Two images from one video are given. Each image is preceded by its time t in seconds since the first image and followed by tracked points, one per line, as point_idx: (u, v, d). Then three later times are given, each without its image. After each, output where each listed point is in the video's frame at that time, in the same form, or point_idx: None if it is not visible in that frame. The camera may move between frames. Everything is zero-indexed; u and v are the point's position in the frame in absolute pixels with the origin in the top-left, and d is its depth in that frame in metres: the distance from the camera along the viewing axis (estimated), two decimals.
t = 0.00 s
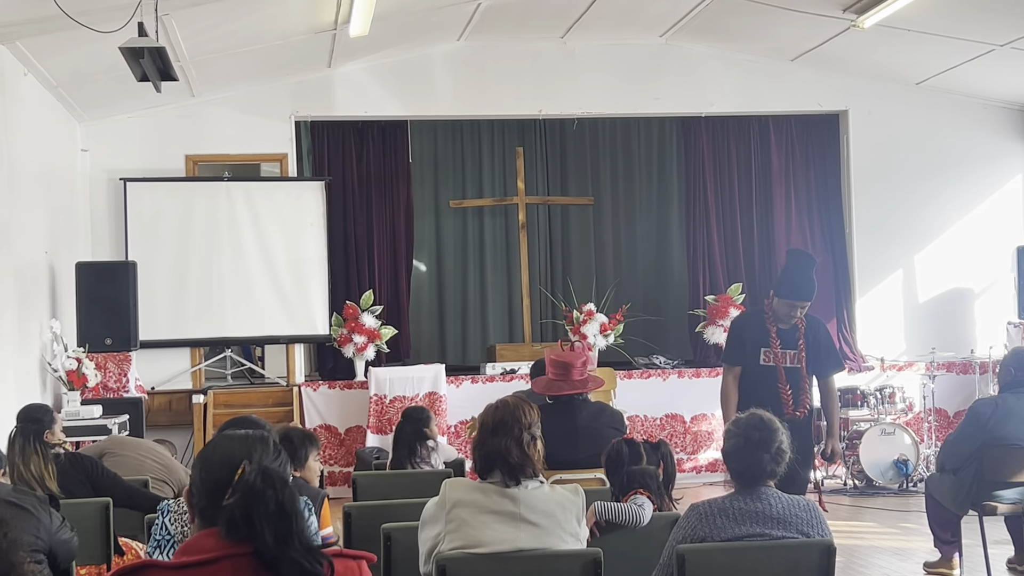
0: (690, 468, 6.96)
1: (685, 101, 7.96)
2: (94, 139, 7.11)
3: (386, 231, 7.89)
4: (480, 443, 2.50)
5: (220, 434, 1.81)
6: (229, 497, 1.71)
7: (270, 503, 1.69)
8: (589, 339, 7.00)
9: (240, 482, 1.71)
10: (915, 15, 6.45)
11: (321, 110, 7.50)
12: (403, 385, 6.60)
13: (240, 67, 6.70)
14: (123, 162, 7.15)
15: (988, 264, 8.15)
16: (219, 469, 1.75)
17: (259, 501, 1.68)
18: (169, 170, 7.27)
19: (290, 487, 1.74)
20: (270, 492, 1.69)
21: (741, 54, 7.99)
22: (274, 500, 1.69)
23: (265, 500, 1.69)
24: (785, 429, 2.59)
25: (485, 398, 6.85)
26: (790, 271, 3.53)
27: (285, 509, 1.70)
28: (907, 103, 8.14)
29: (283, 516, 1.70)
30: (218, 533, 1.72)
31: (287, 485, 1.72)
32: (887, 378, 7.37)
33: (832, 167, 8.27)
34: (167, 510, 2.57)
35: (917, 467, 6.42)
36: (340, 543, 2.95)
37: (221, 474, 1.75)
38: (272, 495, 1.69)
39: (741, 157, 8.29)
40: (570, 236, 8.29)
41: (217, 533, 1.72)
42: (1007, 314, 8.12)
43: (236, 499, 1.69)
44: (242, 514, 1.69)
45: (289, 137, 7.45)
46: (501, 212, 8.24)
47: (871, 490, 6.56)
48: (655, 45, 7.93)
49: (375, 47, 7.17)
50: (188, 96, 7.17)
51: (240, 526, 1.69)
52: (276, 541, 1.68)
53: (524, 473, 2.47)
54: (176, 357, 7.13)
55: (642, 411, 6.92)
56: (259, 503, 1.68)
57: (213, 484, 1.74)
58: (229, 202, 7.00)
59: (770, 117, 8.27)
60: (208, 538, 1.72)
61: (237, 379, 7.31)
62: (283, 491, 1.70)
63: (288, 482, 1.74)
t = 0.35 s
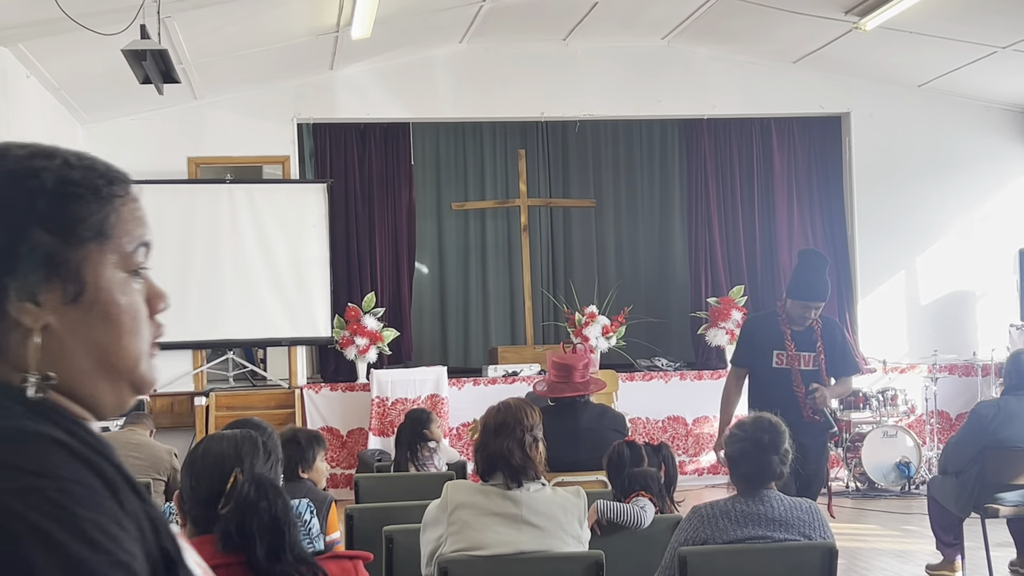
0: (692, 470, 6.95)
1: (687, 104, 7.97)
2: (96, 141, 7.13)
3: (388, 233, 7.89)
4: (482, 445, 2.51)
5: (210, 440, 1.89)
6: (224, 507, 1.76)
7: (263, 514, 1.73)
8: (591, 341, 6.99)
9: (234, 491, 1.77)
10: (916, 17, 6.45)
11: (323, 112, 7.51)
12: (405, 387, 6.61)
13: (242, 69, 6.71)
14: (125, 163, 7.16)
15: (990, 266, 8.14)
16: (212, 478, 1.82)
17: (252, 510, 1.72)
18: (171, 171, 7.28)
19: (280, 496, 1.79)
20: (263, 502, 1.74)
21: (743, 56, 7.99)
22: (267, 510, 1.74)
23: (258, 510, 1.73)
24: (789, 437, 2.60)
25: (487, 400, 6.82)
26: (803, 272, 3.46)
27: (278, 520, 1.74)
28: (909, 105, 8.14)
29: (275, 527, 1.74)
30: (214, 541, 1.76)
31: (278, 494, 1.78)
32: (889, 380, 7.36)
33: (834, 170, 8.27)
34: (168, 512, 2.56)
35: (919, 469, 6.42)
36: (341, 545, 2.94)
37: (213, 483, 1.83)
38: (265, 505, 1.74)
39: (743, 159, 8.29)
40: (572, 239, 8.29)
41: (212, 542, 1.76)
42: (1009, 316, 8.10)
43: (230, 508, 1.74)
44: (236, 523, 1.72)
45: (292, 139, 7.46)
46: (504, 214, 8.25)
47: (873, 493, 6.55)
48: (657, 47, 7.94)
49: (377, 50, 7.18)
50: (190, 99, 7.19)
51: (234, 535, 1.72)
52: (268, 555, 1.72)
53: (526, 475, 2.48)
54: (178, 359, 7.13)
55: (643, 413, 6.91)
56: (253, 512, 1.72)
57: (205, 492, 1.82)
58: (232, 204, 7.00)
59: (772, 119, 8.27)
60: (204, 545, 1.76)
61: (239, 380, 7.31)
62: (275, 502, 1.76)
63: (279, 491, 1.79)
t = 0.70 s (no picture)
0: (694, 473, 6.94)
1: (688, 107, 7.98)
2: (97, 144, 7.13)
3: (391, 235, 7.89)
4: (485, 448, 2.53)
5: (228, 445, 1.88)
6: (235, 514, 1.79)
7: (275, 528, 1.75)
8: (594, 344, 6.98)
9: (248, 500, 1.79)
10: (918, 19, 6.45)
11: (324, 115, 7.52)
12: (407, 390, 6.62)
13: (244, 72, 6.73)
14: (126, 167, 7.17)
15: (992, 270, 8.13)
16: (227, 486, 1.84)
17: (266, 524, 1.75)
18: (172, 175, 7.28)
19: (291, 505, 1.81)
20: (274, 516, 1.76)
21: (744, 59, 8.00)
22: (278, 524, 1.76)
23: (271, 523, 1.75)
24: (793, 440, 2.60)
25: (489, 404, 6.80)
26: (822, 272, 3.48)
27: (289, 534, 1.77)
28: (911, 108, 8.13)
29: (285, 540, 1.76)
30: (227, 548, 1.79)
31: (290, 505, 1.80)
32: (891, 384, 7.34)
33: (836, 173, 8.28)
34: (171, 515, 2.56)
35: (921, 473, 6.42)
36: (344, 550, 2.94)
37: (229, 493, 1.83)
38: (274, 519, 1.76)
39: (745, 161, 8.30)
40: (574, 242, 8.29)
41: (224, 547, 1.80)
42: (1012, 320, 8.07)
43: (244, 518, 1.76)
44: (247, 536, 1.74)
45: (293, 142, 7.47)
46: (505, 217, 8.23)
47: (876, 496, 6.55)
48: (659, 50, 7.94)
49: (379, 53, 7.19)
50: (191, 102, 7.19)
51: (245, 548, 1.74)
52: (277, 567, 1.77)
53: (528, 477, 2.49)
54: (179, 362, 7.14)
55: (646, 416, 6.90)
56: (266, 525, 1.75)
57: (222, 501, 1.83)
58: (233, 207, 7.01)
59: (773, 122, 8.28)
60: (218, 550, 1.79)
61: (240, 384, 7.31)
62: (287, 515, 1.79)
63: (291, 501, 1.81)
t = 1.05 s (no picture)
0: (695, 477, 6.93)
1: (689, 111, 7.99)
2: (98, 148, 7.14)
3: (392, 238, 7.89)
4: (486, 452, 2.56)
5: (237, 447, 1.87)
6: (245, 518, 1.79)
7: (285, 532, 1.78)
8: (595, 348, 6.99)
9: (256, 505, 1.79)
10: (918, 23, 6.45)
11: (326, 119, 7.54)
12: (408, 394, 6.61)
13: (246, 76, 6.74)
14: (127, 171, 7.18)
15: (993, 273, 8.13)
16: (233, 488, 1.82)
17: (275, 528, 1.76)
18: (173, 179, 7.29)
19: (298, 509, 1.83)
20: (284, 521, 1.78)
21: (745, 63, 8.01)
22: (289, 527, 1.79)
23: (280, 528, 1.77)
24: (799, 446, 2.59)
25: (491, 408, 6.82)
26: (829, 270, 3.46)
27: (297, 538, 1.80)
28: (912, 111, 8.14)
29: (294, 547, 1.79)
30: (233, 549, 1.79)
31: (298, 509, 1.82)
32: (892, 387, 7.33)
33: (838, 176, 8.26)
34: (172, 519, 2.56)
35: (923, 476, 6.41)
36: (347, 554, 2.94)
37: (235, 495, 1.81)
38: (286, 522, 1.78)
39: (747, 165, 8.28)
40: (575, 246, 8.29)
41: (231, 550, 1.79)
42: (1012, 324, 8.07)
43: (253, 523, 1.77)
44: (255, 540, 1.77)
45: (295, 146, 7.49)
46: (507, 221, 8.23)
47: (877, 500, 6.54)
48: (659, 54, 7.96)
49: (381, 57, 7.21)
50: (193, 106, 7.21)
51: (254, 553, 1.77)
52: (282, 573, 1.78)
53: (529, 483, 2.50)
54: (180, 366, 7.14)
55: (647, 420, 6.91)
56: (274, 529, 1.77)
57: (228, 503, 1.81)
58: (234, 211, 7.02)
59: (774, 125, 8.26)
60: (222, 553, 1.79)
61: (241, 388, 7.32)
62: (295, 521, 1.80)
63: (299, 505, 1.83)
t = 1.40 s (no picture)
0: (697, 481, 6.91)
1: (689, 115, 8.00)
2: (99, 152, 7.15)
3: (393, 241, 7.89)
4: (486, 457, 2.56)
5: (234, 452, 1.88)
6: (244, 519, 1.80)
7: (284, 531, 1.78)
8: (595, 352, 7.00)
9: (255, 504, 1.80)
10: (919, 27, 6.45)
11: (327, 123, 7.54)
12: (409, 398, 6.61)
13: (247, 80, 6.75)
14: (128, 175, 7.18)
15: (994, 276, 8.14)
16: (233, 489, 1.83)
17: (274, 527, 1.77)
18: (174, 183, 7.29)
19: (299, 510, 1.83)
20: (283, 519, 1.79)
21: (745, 67, 8.02)
22: (288, 527, 1.79)
23: (279, 527, 1.78)
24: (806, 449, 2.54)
25: (491, 412, 6.82)
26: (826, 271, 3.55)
27: (297, 538, 1.79)
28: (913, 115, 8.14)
29: (294, 546, 1.78)
30: (232, 552, 1.79)
31: (298, 510, 1.82)
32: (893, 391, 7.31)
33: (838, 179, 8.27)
34: (172, 523, 2.56)
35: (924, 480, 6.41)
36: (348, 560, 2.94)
37: (235, 496, 1.82)
38: (285, 522, 1.79)
39: (747, 169, 8.30)
40: (575, 249, 8.29)
41: (230, 553, 1.79)
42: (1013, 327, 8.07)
43: (251, 522, 1.78)
44: (254, 539, 1.77)
45: (296, 150, 7.50)
46: (507, 225, 8.23)
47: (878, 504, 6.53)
48: (660, 58, 7.97)
49: (382, 61, 7.22)
50: (193, 110, 7.21)
51: (253, 552, 1.77)
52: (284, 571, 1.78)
53: (530, 485, 2.49)
54: (181, 370, 7.14)
55: (647, 423, 6.92)
56: (274, 528, 1.77)
57: (228, 505, 1.82)
58: (235, 215, 7.02)
59: (775, 129, 8.28)
60: (220, 557, 1.79)
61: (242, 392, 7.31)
62: (296, 519, 1.81)
63: (299, 506, 1.84)
